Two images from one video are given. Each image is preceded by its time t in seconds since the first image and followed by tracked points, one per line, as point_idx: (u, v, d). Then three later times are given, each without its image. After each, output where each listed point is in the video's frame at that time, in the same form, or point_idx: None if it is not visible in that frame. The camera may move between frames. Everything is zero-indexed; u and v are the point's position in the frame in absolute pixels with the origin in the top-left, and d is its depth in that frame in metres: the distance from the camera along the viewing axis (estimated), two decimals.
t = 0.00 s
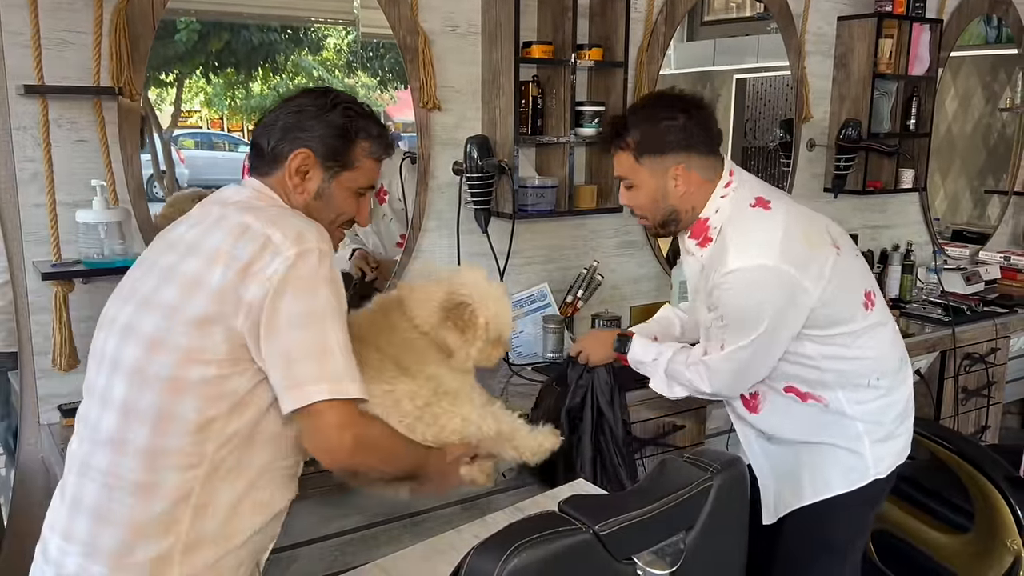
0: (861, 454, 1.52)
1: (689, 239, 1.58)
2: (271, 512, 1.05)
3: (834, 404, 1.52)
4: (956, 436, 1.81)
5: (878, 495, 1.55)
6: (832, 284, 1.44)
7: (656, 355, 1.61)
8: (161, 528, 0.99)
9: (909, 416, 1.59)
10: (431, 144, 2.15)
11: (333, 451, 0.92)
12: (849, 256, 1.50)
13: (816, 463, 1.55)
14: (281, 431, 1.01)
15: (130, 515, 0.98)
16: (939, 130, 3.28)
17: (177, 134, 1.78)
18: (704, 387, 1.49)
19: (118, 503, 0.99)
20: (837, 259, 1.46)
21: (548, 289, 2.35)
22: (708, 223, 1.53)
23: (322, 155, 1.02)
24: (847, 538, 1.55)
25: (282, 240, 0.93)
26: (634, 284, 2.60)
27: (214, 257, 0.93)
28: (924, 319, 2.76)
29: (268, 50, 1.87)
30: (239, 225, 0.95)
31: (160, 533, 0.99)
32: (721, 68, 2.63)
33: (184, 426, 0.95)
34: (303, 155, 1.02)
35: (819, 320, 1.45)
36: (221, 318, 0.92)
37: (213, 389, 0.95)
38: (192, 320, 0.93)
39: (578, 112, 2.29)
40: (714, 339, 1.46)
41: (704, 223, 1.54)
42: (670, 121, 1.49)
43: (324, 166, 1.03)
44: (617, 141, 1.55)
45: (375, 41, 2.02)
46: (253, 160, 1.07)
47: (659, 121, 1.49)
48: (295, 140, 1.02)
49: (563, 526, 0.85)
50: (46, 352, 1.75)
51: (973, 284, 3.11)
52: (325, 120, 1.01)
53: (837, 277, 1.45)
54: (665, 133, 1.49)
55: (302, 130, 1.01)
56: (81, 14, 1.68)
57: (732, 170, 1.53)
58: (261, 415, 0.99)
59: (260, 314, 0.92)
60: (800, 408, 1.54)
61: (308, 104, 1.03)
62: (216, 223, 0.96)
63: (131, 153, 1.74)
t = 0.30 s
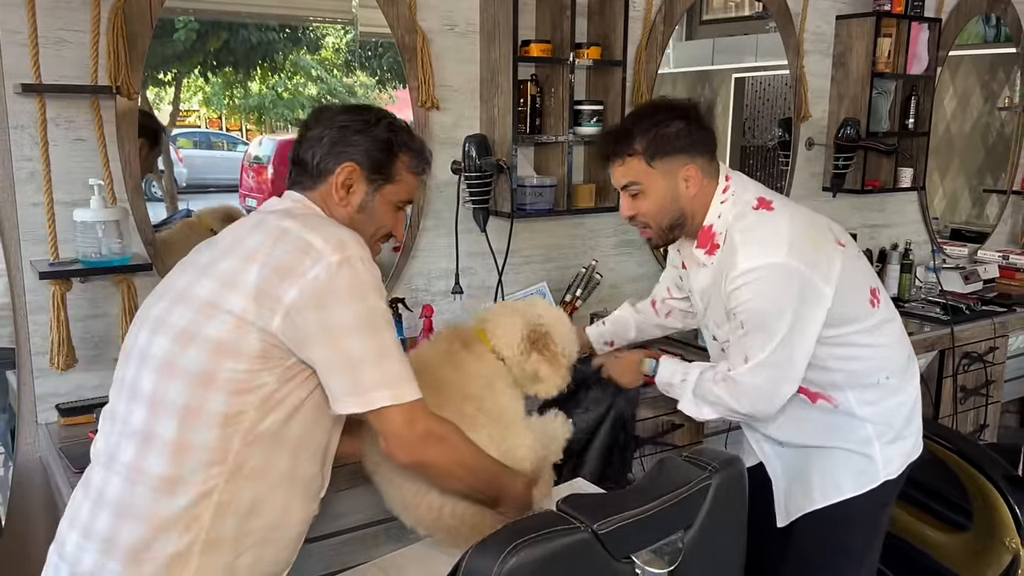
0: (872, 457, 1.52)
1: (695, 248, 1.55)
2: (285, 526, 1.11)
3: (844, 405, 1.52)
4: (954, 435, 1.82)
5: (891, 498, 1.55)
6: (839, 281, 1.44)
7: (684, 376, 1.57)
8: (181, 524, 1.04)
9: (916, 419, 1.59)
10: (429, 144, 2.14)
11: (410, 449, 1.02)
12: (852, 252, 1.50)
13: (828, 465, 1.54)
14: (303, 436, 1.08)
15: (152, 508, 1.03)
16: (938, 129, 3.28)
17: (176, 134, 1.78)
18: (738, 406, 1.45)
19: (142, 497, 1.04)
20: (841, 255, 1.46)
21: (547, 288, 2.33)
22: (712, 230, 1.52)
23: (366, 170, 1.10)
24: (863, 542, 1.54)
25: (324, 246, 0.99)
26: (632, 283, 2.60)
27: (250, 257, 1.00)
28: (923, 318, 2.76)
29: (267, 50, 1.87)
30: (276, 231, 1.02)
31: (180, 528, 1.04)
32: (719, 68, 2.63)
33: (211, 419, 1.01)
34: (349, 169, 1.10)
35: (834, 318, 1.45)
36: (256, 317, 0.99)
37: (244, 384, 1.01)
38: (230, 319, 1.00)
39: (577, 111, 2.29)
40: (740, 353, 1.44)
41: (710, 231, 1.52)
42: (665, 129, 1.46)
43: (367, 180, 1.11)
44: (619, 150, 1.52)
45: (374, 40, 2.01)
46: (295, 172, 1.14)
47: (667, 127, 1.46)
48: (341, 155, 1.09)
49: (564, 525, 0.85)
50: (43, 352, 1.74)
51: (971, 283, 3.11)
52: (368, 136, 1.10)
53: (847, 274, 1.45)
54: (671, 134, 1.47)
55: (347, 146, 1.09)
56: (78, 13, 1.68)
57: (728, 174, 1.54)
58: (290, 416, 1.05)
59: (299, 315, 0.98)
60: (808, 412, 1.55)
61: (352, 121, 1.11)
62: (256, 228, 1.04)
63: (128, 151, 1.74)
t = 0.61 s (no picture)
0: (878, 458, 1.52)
1: (706, 241, 1.57)
2: (293, 540, 1.11)
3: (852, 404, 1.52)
4: (953, 435, 1.82)
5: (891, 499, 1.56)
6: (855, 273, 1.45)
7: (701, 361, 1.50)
8: (195, 530, 1.03)
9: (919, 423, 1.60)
10: (427, 142, 2.14)
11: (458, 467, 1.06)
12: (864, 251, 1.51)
13: (830, 465, 1.53)
14: (322, 454, 1.08)
15: (169, 511, 1.03)
16: (936, 128, 3.28)
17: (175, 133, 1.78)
18: (747, 394, 1.38)
19: (161, 502, 1.03)
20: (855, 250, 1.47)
21: (545, 288, 2.37)
22: (724, 220, 1.54)
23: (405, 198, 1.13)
24: (864, 540, 1.56)
25: (365, 271, 1.02)
26: (631, 282, 2.60)
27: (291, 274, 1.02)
28: (921, 317, 2.76)
29: (265, 48, 1.87)
30: (317, 251, 1.03)
31: (194, 534, 1.03)
32: (718, 67, 2.63)
33: (239, 428, 1.01)
34: (389, 197, 1.13)
35: (849, 312, 1.45)
36: (295, 331, 1.00)
37: (275, 396, 1.02)
38: (269, 333, 1.01)
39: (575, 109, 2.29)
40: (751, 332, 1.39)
41: (721, 222, 1.54)
42: (684, 124, 1.46)
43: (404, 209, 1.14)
44: (641, 149, 1.48)
45: (372, 39, 2.01)
46: (334, 198, 1.16)
47: (688, 121, 1.46)
48: (382, 182, 1.12)
49: (561, 524, 0.85)
50: (40, 351, 1.74)
51: (970, 282, 3.12)
52: (407, 165, 1.13)
53: (862, 270, 1.47)
54: (690, 128, 1.47)
55: (386, 175, 1.12)
56: (75, 11, 1.67)
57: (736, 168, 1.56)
58: (317, 431, 1.06)
59: (339, 333, 1.00)
60: (815, 413, 1.54)
61: (390, 150, 1.14)
62: (296, 245, 1.06)
63: (125, 149, 1.73)
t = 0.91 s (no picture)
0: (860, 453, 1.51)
1: (711, 220, 1.56)
2: (290, 546, 1.10)
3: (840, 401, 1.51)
4: (950, 432, 1.82)
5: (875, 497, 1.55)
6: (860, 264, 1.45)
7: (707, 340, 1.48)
8: (192, 531, 1.02)
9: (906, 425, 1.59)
10: (426, 140, 2.14)
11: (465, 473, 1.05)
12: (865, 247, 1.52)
13: (814, 461, 1.53)
14: (321, 461, 1.08)
15: (167, 512, 1.02)
16: (935, 127, 3.28)
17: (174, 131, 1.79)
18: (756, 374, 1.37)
19: (159, 503, 1.03)
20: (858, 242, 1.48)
21: (543, 285, 2.33)
22: (732, 202, 1.53)
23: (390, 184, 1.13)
24: (846, 533, 1.56)
25: (367, 278, 1.01)
26: (629, 280, 2.60)
27: (295, 277, 1.02)
28: (920, 315, 2.76)
29: (263, 46, 1.87)
30: (320, 256, 1.03)
31: (191, 534, 1.02)
32: (717, 65, 2.62)
33: (239, 428, 1.01)
34: (375, 194, 1.12)
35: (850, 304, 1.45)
36: (296, 334, 1.00)
37: (276, 398, 1.02)
38: (271, 335, 1.01)
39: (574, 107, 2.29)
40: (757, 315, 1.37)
41: (727, 203, 1.53)
42: (695, 105, 1.47)
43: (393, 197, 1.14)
44: (651, 127, 1.48)
45: (370, 37, 2.01)
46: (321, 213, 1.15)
47: (698, 103, 1.47)
48: (363, 180, 1.12)
49: (558, 522, 0.84)
50: (37, 349, 1.74)
51: (968, 281, 3.14)
52: (380, 158, 1.14)
53: (866, 263, 1.46)
54: (702, 110, 1.47)
55: (363, 170, 1.13)
56: (71, 8, 1.67)
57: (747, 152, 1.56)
58: (318, 437, 1.06)
59: (340, 336, 1.00)
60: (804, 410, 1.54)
61: (357, 152, 1.15)
62: (300, 251, 1.06)
63: (122, 147, 1.73)
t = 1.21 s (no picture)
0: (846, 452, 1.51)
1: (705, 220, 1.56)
2: (278, 538, 1.10)
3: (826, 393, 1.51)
4: (949, 431, 1.82)
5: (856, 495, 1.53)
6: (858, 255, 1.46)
7: (752, 357, 1.43)
8: (173, 525, 1.03)
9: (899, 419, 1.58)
10: (425, 138, 2.14)
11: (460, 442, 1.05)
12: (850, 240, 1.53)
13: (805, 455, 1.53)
14: (303, 448, 1.08)
15: (145, 506, 1.03)
16: (934, 125, 3.28)
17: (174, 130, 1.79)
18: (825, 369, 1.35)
19: (138, 497, 1.03)
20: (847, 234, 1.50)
21: (542, 284, 2.36)
22: (723, 201, 1.53)
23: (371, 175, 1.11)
24: (820, 528, 1.53)
25: (319, 253, 1.02)
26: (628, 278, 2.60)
27: (250, 257, 1.03)
28: (919, 313, 2.76)
29: (262, 44, 1.87)
30: (276, 237, 1.04)
31: (171, 529, 1.03)
32: (716, 63, 2.62)
33: (208, 418, 1.01)
34: (354, 178, 1.11)
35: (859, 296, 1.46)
36: (254, 316, 1.00)
37: (242, 383, 1.01)
38: (230, 319, 1.01)
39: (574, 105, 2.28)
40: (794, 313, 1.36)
41: (720, 202, 1.54)
42: (681, 109, 1.46)
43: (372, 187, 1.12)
44: (637, 135, 1.48)
45: (369, 35, 2.00)
46: (301, 196, 1.15)
47: (687, 108, 1.46)
48: (343, 166, 1.11)
49: (559, 521, 0.84)
50: (35, 348, 1.74)
51: (967, 279, 3.16)
52: (364, 145, 1.12)
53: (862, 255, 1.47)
54: (689, 115, 1.47)
55: (345, 156, 1.11)
56: (69, 7, 1.67)
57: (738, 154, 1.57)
58: (294, 422, 1.05)
59: (295, 316, 1.00)
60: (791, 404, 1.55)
61: (345, 136, 1.13)
62: (260, 235, 1.07)
63: (120, 145, 1.73)
